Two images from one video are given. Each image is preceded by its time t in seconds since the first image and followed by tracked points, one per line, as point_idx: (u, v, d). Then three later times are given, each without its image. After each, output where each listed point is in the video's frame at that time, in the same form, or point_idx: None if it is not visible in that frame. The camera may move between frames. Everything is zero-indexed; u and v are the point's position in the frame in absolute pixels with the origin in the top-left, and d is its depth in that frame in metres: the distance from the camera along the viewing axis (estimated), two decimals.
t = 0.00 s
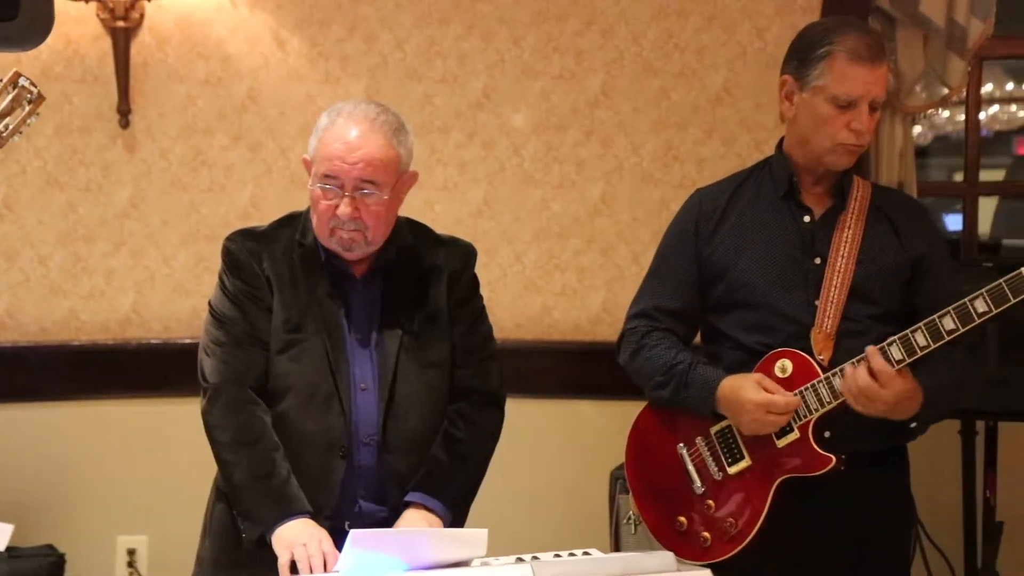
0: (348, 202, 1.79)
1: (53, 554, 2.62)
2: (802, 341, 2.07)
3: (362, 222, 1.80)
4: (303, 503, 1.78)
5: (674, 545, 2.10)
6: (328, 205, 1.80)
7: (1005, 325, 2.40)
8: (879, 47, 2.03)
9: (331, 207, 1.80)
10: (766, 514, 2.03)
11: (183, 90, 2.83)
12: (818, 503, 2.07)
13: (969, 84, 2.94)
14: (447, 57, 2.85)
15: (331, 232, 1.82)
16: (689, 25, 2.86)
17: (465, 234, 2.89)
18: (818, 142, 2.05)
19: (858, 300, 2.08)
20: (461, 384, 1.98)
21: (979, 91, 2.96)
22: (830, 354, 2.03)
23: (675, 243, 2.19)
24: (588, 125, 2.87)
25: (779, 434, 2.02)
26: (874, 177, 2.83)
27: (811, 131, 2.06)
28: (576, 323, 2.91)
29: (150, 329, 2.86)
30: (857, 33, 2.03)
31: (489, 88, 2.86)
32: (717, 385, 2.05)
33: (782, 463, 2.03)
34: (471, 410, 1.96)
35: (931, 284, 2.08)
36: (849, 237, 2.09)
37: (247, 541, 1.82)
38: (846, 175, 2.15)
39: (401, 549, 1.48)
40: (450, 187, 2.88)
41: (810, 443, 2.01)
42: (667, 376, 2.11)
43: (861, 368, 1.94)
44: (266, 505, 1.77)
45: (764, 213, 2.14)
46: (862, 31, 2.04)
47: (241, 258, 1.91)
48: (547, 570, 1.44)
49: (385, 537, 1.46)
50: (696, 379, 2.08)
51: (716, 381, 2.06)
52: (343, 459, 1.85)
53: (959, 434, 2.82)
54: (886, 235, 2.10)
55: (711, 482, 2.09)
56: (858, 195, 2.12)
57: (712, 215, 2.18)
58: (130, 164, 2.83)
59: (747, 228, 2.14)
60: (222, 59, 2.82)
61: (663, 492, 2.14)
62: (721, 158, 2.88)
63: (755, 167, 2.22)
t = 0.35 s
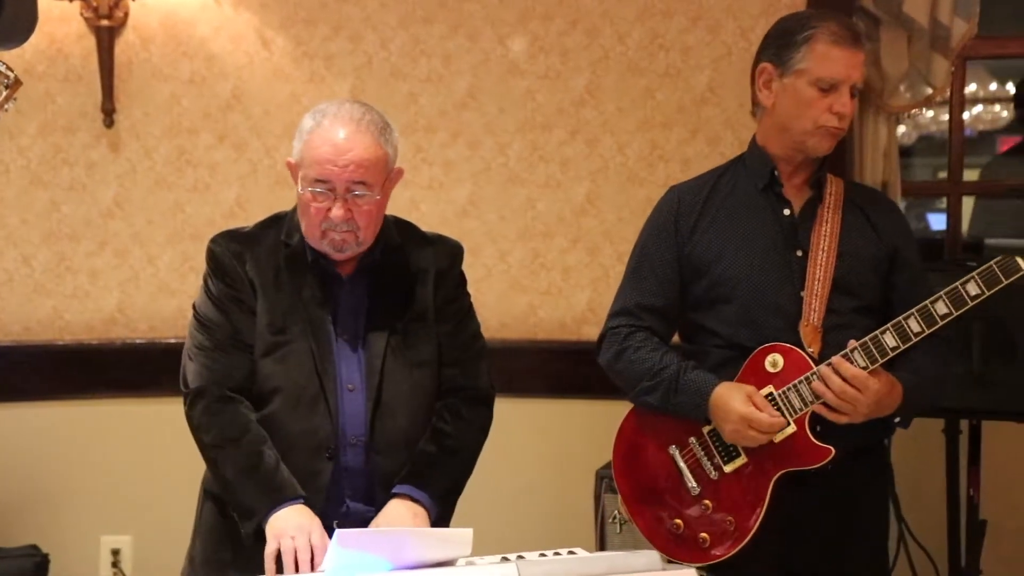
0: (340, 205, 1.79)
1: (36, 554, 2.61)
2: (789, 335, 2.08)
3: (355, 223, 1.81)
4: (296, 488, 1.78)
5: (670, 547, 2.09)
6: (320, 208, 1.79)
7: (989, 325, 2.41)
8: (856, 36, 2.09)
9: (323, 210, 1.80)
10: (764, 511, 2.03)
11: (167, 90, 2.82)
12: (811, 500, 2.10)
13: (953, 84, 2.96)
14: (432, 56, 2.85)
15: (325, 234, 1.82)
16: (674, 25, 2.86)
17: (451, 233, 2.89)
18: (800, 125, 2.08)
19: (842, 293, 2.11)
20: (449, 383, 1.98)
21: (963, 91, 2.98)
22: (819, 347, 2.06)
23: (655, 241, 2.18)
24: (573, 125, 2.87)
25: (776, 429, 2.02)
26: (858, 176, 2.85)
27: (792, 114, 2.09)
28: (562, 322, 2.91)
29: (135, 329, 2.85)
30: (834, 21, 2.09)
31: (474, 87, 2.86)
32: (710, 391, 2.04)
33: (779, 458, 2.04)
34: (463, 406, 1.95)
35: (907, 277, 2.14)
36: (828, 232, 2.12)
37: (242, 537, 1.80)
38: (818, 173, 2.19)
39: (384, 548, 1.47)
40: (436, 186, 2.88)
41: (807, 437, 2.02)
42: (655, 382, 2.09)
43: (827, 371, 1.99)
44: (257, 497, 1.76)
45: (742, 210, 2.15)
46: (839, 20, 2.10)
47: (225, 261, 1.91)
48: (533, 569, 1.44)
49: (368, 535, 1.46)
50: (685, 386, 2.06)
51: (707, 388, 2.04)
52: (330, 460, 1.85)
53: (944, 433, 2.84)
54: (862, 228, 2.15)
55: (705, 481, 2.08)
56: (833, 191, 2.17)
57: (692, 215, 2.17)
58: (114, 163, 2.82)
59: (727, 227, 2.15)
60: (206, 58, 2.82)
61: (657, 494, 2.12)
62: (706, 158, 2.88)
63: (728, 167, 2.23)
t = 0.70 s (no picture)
0: (345, 200, 1.79)
1: (23, 554, 2.60)
2: (781, 334, 2.09)
3: (355, 218, 1.81)
4: (272, 502, 1.78)
5: (654, 545, 2.08)
6: (323, 205, 1.79)
7: (976, 324, 2.41)
8: (828, 37, 2.10)
9: (325, 206, 1.79)
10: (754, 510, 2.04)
11: (154, 89, 2.81)
12: (802, 497, 2.11)
13: (939, 84, 2.96)
14: (420, 55, 2.85)
15: (326, 232, 1.81)
16: (662, 25, 2.86)
17: (439, 232, 2.89)
18: (776, 130, 2.09)
19: (826, 293, 2.12)
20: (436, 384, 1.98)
21: (950, 92, 2.98)
22: (807, 347, 2.08)
23: (638, 242, 2.17)
24: (561, 124, 2.87)
25: (767, 427, 2.04)
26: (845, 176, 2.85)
27: (768, 119, 2.10)
28: (549, 321, 2.91)
29: (122, 328, 2.85)
30: (805, 24, 2.09)
31: (463, 86, 2.86)
32: (700, 385, 2.04)
33: (770, 458, 2.05)
34: (449, 413, 1.97)
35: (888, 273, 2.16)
36: (809, 233, 2.13)
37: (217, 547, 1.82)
38: (796, 174, 2.20)
39: (374, 548, 1.47)
40: (424, 186, 2.88)
41: (797, 437, 2.03)
42: (644, 381, 2.08)
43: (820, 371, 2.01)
44: (235, 509, 1.77)
45: (725, 211, 2.15)
46: (810, 21, 2.10)
47: (208, 260, 1.90)
48: (521, 569, 1.44)
49: (358, 536, 1.46)
50: (676, 383, 2.06)
51: (698, 383, 2.04)
52: (314, 461, 1.85)
53: (931, 432, 2.84)
54: (843, 228, 2.17)
55: (693, 480, 2.08)
56: (813, 192, 2.18)
57: (676, 215, 2.17)
58: (101, 162, 2.82)
59: (711, 227, 2.14)
60: (194, 57, 2.81)
61: (641, 492, 2.10)
62: (694, 157, 2.88)
63: (709, 168, 2.23)
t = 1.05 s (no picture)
0: (372, 173, 1.84)
1: (10, 554, 2.60)
2: (759, 335, 2.09)
3: (377, 194, 1.85)
4: (266, 490, 1.77)
5: (638, 546, 2.08)
6: (354, 184, 1.82)
7: (964, 324, 2.42)
8: (803, 41, 2.09)
9: (357, 185, 1.82)
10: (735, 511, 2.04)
11: (143, 88, 2.81)
12: (781, 500, 2.11)
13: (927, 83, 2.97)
14: (409, 54, 2.85)
15: (356, 212, 1.84)
16: (651, 24, 2.86)
17: (428, 231, 2.89)
18: (751, 136, 2.09)
19: (810, 293, 2.12)
20: (421, 380, 1.99)
21: (938, 91, 2.99)
22: (788, 347, 2.08)
23: (622, 244, 2.18)
24: (551, 123, 2.87)
25: (747, 428, 2.05)
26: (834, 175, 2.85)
27: (744, 125, 2.10)
28: (539, 320, 2.91)
29: (110, 328, 2.84)
30: (781, 28, 2.08)
31: (452, 85, 2.86)
32: (682, 385, 2.04)
33: (751, 458, 2.06)
34: (433, 408, 1.96)
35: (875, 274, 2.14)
36: (793, 235, 2.13)
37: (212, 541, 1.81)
38: (782, 175, 2.20)
39: (362, 547, 1.47)
40: (413, 185, 2.88)
41: (778, 437, 2.04)
42: (627, 381, 2.10)
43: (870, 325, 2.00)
44: (228, 500, 1.77)
45: (710, 210, 2.15)
46: (786, 25, 2.09)
47: (193, 260, 1.90)
48: (510, 567, 1.44)
49: (348, 535, 1.45)
50: (659, 381, 2.06)
51: (681, 381, 2.05)
52: (304, 459, 1.85)
53: (920, 431, 2.85)
54: (828, 227, 2.17)
55: (676, 481, 2.08)
56: (798, 192, 2.18)
57: (660, 215, 2.18)
58: (90, 161, 2.82)
59: (695, 226, 2.15)
60: (183, 56, 2.81)
61: (625, 493, 2.11)
62: (683, 156, 2.88)
63: (694, 169, 2.23)
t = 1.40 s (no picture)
0: (364, 162, 1.84)
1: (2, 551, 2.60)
2: (744, 331, 2.09)
3: (368, 184, 1.85)
4: (257, 495, 1.78)
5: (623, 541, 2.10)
6: (347, 171, 1.82)
7: (956, 321, 2.42)
8: (786, 43, 2.08)
9: (350, 173, 1.82)
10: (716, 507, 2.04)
11: (134, 85, 2.81)
12: (763, 499, 2.09)
13: (919, 81, 2.97)
14: (401, 51, 2.85)
15: (348, 201, 1.84)
16: (642, 21, 2.85)
17: (420, 229, 2.89)
18: (738, 142, 2.09)
19: (799, 292, 2.10)
20: (409, 375, 1.98)
21: (930, 88, 2.99)
22: (773, 345, 2.07)
23: (613, 242, 2.19)
24: (542, 121, 2.87)
25: (727, 426, 2.05)
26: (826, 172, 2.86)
27: (731, 131, 2.10)
28: (530, 317, 2.91)
29: (102, 325, 2.84)
30: (764, 31, 2.08)
31: (444, 83, 2.86)
32: (665, 375, 2.05)
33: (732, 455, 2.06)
34: (422, 404, 1.96)
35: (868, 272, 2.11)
36: (784, 234, 2.12)
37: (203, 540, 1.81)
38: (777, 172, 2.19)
39: (353, 544, 1.47)
40: (405, 182, 2.88)
41: (759, 435, 2.04)
42: (614, 372, 2.10)
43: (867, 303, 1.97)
44: (221, 502, 1.77)
45: (700, 206, 2.16)
46: (770, 28, 2.08)
47: (184, 253, 1.90)
48: (500, 565, 1.44)
49: (338, 532, 1.46)
50: (642, 374, 2.07)
51: (662, 373, 2.05)
52: (295, 454, 1.85)
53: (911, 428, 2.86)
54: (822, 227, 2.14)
55: (660, 477, 2.09)
56: (793, 190, 2.16)
57: (651, 213, 2.18)
58: (81, 159, 2.81)
59: (686, 221, 2.15)
60: (174, 53, 2.80)
61: (611, 489, 2.13)
62: (675, 154, 2.88)
63: (687, 168, 2.24)
